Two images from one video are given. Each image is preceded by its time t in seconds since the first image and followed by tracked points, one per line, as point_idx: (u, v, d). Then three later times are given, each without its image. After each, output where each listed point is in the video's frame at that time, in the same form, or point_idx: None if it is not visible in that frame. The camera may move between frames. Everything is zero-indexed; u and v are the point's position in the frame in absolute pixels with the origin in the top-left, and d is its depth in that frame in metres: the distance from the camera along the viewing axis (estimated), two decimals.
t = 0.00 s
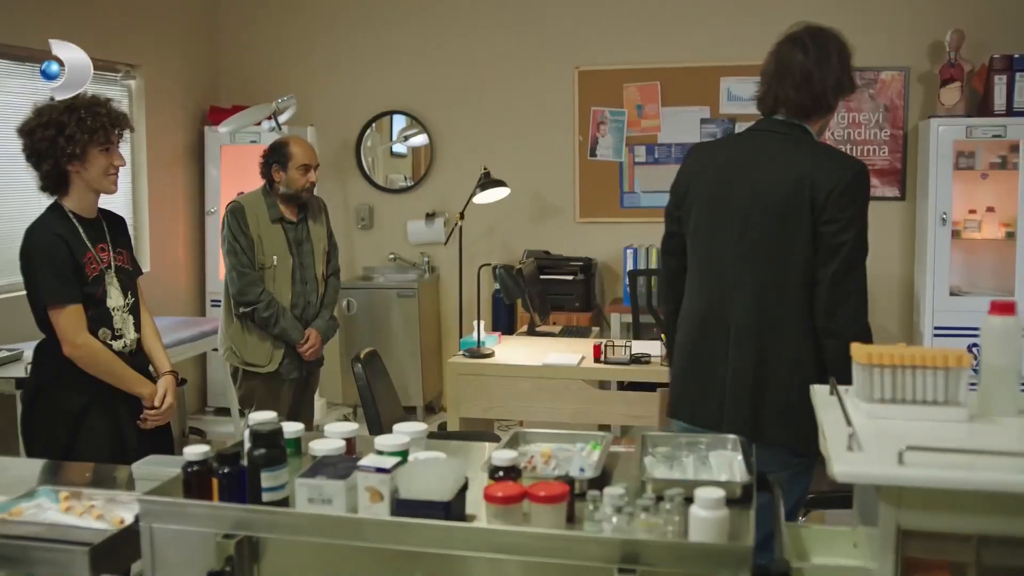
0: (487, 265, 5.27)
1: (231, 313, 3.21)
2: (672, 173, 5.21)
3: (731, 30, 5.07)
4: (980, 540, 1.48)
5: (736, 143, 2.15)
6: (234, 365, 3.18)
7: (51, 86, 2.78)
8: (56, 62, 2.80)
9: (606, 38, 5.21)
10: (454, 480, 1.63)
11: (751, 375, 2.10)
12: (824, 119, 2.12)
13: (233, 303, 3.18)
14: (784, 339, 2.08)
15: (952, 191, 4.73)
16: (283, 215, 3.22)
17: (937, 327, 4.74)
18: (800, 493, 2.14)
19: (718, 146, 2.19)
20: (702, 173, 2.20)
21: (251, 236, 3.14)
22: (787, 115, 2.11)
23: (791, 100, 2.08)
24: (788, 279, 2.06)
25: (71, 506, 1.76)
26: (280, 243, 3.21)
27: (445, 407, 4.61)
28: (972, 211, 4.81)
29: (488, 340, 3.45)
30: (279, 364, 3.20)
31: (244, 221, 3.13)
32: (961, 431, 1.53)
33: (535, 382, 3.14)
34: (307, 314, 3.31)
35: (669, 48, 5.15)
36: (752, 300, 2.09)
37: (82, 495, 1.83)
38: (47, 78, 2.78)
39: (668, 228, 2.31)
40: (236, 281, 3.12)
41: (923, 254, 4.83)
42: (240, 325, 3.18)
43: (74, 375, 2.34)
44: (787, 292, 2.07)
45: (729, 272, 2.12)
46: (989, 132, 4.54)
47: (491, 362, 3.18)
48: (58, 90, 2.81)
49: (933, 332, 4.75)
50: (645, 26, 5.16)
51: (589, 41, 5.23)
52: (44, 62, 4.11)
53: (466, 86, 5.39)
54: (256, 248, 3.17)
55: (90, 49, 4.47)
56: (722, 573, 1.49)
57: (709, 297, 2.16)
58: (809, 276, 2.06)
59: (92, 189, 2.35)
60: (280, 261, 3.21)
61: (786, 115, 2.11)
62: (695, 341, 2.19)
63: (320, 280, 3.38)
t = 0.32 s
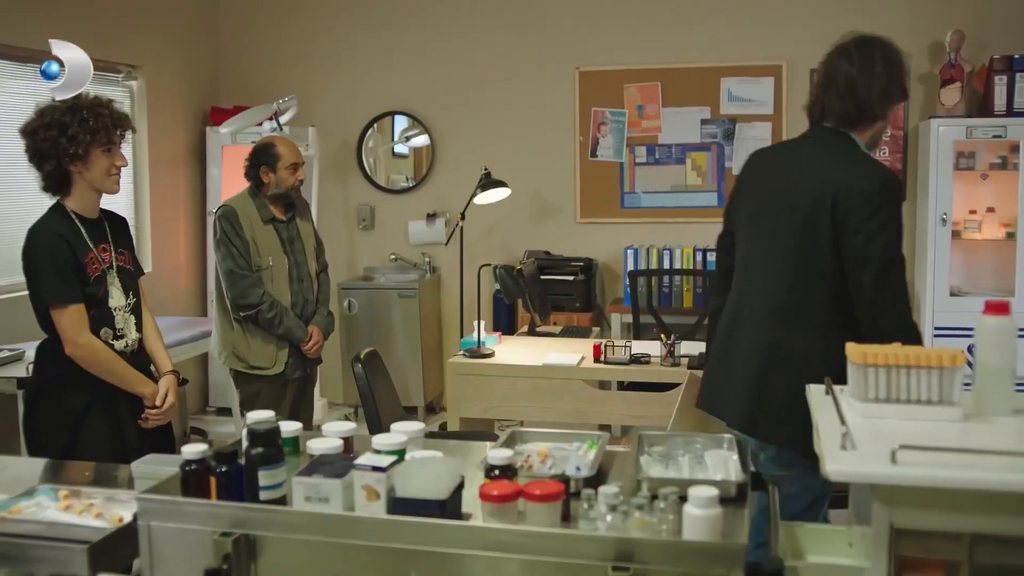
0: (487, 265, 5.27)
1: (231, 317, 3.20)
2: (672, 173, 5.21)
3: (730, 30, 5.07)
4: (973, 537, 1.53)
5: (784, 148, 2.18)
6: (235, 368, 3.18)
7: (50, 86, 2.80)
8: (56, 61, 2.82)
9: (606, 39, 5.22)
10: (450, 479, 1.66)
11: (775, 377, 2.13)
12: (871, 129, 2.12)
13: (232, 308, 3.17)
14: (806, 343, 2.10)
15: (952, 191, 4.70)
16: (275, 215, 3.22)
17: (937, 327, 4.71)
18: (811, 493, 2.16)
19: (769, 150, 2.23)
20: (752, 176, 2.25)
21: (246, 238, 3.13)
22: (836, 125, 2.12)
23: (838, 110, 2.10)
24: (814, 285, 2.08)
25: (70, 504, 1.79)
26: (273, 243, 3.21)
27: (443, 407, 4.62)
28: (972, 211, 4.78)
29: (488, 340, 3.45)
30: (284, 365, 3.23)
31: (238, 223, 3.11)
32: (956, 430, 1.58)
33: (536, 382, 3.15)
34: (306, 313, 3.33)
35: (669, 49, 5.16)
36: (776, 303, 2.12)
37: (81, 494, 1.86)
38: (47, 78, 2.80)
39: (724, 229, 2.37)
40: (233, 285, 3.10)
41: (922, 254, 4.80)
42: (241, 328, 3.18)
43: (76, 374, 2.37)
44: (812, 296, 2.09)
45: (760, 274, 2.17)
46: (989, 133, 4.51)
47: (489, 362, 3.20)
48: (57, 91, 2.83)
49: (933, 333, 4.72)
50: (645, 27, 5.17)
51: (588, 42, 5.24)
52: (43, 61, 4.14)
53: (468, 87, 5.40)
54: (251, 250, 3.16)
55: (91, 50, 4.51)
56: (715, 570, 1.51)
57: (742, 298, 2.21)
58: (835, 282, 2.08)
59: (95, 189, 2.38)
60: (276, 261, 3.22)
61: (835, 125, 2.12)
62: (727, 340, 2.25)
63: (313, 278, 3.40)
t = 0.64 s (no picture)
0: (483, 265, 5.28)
1: (220, 322, 3.20)
2: (666, 174, 5.22)
3: (725, 31, 5.08)
4: (959, 535, 1.55)
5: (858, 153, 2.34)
6: (227, 372, 3.18)
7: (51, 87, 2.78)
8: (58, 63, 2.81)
9: (601, 39, 5.22)
10: (440, 477, 1.69)
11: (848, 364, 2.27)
12: (948, 134, 2.23)
13: (221, 313, 3.15)
14: (876, 331, 2.26)
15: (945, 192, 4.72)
16: (255, 216, 3.23)
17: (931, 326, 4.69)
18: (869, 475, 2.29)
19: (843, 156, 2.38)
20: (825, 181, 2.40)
21: (229, 241, 3.13)
22: (919, 129, 2.24)
23: (915, 117, 2.23)
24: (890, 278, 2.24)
25: (64, 504, 1.82)
26: (256, 244, 3.22)
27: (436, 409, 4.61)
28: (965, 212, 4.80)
29: (482, 341, 3.47)
30: (277, 366, 3.24)
31: (221, 227, 3.11)
32: (944, 429, 1.61)
33: (527, 383, 3.16)
34: (293, 311, 3.36)
35: (664, 51, 5.16)
36: (853, 295, 2.26)
37: (74, 493, 1.89)
38: (47, 79, 2.76)
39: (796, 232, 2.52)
40: (220, 290, 3.09)
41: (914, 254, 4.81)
42: (231, 334, 3.17)
43: (71, 374, 2.40)
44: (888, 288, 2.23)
45: (837, 269, 2.30)
46: (983, 133, 4.53)
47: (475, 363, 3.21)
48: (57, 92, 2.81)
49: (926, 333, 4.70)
50: (638, 29, 5.18)
51: (583, 43, 5.25)
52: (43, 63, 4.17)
53: (464, 89, 5.41)
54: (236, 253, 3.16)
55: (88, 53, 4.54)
56: (702, 568, 1.52)
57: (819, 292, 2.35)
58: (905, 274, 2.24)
59: (90, 189, 2.42)
60: (260, 262, 3.23)
61: (917, 130, 2.24)
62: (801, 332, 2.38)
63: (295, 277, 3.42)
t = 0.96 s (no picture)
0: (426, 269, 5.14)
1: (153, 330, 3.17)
2: (612, 178, 5.12)
3: (676, 35, 5.01)
4: (891, 533, 1.57)
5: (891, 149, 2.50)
6: (161, 381, 3.16)
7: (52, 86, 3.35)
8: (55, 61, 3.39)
9: (548, 44, 5.13)
10: (379, 482, 1.69)
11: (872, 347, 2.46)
12: (963, 127, 2.34)
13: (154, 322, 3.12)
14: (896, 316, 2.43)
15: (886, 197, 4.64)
16: (189, 222, 3.20)
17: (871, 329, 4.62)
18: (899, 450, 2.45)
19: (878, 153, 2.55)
20: (860, 175, 2.58)
21: (164, 248, 3.10)
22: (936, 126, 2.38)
23: (927, 116, 2.39)
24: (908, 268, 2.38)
25: None
26: (191, 251, 3.20)
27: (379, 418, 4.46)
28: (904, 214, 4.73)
29: (429, 345, 3.43)
30: (213, 374, 3.23)
31: (155, 235, 3.07)
32: (878, 427, 1.64)
33: (473, 386, 3.10)
34: (228, 317, 3.35)
35: (607, 56, 5.08)
36: (876, 283, 2.44)
37: (10, 503, 1.85)
38: (49, 77, 3.34)
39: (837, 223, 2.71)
40: (154, 299, 3.07)
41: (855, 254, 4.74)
42: (164, 341, 3.16)
43: (7, 381, 2.37)
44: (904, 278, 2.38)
45: (863, 258, 2.49)
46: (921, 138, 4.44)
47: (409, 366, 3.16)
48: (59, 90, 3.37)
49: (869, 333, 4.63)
50: (580, 33, 5.09)
51: (532, 46, 5.14)
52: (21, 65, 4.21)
53: (408, 93, 5.28)
54: (171, 260, 3.14)
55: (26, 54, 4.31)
56: (640, 569, 1.52)
57: (849, 279, 2.55)
58: (924, 264, 2.38)
59: (27, 194, 2.39)
60: (195, 269, 3.21)
61: (933, 128, 2.39)
62: (832, 316, 2.59)
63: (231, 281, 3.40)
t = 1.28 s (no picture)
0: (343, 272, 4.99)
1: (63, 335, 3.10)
2: (528, 180, 5.03)
3: (593, 37, 4.93)
4: (799, 528, 1.60)
5: (881, 153, 2.51)
6: (72, 387, 3.12)
7: (52, 85, 3.77)
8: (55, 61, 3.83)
9: (464, 44, 5.01)
10: (291, 487, 1.67)
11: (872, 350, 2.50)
12: (941, 132, 2.41)
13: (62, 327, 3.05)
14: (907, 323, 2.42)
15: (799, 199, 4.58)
16: (98, 224, 3.13)
17: (786, 327, 4.58)
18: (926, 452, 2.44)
19: (867, 157, 2.56)
20: (850, 178, 2.58)
21: (70, 252, 3.03)
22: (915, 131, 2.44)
23: (906, 122, 2.45)
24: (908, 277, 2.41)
25: None
26: (100, 255, 3.13)
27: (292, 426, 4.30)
28: (816, 216, 4.68)
29: (347, 348, 3.40)
30: (125, 381, 3.17)
31: (60, 238, 3.00)
32: (786, 423, 1.68)
33: (393, 389, 3.08)
34: (142, 322, 3.25)
35: (525, 57, 4.98)
36: (883, 291, 2.45)
37: None
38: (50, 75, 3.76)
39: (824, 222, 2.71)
40: (62, 304, 3.00)
41: (771, 255, 4.69)
42: (74, 348, 3.09)
43: None
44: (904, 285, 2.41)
45: (864, 266, 2.50)
46: (829, 140, 4.39)
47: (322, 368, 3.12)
48: (59, 88, 3.80)
49: (783, 333, 4.59)
50: (497, 34, 4.99)
51: (449, 47, 5.03)
52: None
53: (323, 93, 5.11)
54: (77, 263, 3.06)
55: None
56: (550, 568, 1.53)
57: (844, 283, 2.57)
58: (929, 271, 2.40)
59: None
60: (105, 273, 3.14)
61: (913, 133, 2.45)
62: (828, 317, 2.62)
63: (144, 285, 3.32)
